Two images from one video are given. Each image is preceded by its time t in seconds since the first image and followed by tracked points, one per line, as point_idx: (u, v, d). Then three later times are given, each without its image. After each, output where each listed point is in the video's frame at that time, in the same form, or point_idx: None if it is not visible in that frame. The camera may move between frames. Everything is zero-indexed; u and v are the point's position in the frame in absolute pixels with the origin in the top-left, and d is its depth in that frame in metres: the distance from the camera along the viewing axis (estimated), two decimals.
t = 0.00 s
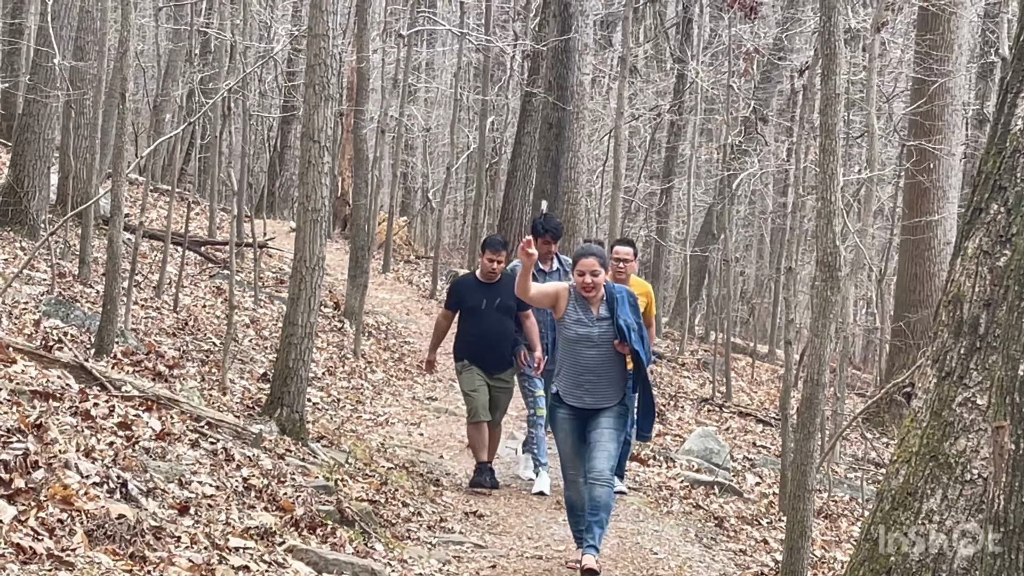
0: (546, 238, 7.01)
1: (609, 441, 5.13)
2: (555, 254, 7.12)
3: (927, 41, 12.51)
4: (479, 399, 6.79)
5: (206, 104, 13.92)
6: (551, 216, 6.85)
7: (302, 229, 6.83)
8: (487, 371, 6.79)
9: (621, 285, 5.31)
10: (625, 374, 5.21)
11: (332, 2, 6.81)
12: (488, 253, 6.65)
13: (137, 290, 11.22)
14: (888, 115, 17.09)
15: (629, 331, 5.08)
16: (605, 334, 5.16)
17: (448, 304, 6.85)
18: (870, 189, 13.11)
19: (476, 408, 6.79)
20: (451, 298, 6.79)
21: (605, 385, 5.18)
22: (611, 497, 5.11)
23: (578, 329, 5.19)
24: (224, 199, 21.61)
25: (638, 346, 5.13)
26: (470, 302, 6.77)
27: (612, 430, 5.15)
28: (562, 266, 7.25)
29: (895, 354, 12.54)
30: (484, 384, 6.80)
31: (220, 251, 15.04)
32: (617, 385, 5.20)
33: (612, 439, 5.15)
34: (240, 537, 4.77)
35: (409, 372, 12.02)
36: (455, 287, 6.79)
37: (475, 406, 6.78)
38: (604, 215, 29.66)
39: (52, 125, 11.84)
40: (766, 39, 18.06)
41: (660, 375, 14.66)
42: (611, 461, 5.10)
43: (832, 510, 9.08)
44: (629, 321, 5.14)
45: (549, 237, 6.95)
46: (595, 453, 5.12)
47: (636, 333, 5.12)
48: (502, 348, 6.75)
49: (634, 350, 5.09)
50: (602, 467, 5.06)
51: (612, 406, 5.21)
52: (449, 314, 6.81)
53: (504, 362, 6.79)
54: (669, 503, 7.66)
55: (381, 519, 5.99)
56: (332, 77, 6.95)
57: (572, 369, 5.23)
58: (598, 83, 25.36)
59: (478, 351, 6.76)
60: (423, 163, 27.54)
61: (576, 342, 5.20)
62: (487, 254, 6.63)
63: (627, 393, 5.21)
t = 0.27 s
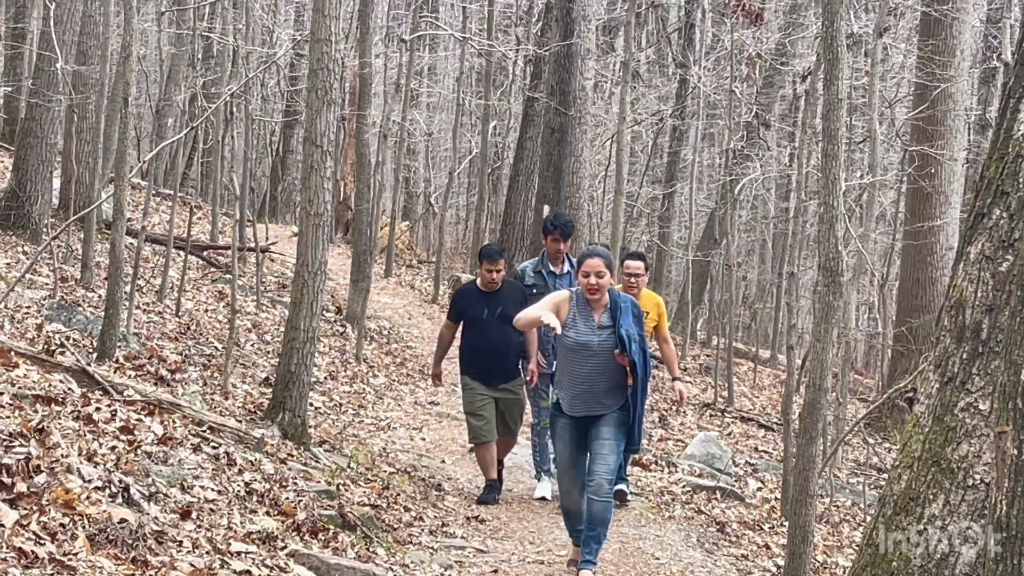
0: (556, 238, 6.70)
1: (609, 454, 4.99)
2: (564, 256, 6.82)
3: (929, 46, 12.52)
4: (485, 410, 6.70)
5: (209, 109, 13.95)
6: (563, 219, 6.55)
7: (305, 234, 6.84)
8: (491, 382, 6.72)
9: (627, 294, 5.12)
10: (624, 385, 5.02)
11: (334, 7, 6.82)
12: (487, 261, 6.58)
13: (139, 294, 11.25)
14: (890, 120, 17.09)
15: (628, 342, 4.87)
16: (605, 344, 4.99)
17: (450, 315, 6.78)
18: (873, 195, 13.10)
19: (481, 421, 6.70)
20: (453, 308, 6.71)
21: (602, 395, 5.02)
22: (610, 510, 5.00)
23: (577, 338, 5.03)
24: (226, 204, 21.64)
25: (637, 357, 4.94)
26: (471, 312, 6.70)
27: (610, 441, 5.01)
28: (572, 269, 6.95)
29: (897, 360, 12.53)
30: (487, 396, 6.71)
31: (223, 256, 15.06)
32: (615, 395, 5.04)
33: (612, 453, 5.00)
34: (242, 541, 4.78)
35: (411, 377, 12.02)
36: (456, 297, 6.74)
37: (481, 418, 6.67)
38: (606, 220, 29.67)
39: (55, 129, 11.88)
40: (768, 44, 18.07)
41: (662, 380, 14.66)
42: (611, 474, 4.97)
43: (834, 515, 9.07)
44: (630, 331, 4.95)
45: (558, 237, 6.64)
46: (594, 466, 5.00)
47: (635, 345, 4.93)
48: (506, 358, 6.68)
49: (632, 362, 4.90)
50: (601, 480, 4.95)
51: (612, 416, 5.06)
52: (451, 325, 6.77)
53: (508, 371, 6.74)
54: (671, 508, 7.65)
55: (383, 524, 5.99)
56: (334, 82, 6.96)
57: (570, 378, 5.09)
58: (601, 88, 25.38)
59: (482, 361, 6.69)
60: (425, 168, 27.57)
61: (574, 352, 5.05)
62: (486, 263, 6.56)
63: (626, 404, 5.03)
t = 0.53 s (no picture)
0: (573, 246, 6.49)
1: (612, 460, 4.91)
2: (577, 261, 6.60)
3: (932, 50, 12.52)
4: (485, 413, 6.55)
5: (213, 113, 13.97)
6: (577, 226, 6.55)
7: (308, 238, 6.85)
8: (488, 382, 6.50)
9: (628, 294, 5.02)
10: (624, 386, 4.92)
11: (337, 11, 6.83)
12: (489, 259, 6.38)
13: (143, 298, 11.26)
14: (894, 124, 17.08)
15: (630, 341, 4.77)
16: (605, 344, 4.87)
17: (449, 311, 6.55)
18: (876, 198, 13.09)
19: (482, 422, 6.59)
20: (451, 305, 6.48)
21: (603, 396, 4.89)
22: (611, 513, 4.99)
23: (577, 336, 4.90)
24: (229, 208, 21.66)
25: (638, 358, 4.81)
26: (471, 310, 6.49)
27: (612, 443, 4.92)
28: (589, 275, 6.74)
29: (901, 364, 12.52)
30: (484, 396, 6.52)
31: (225, 260, 15.07)
32: (616, 396, 4.91)
33: (615, 457, 4.92)
34: (245, 545, 4.78)
35: (414, 380, 12.03)
36: (457, 293, 6.54)
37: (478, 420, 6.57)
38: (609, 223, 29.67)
39: (59, 133, 11.90)
40: (771, 48, 18.06)
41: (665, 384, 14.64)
42: (612, 483, 4.92)
43: (837, 519, 9.06)
44: (631, 331, 4.84)
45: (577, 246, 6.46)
46: (597, 472, 4.93)
47: (637, 346, 4.81)
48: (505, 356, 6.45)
49: (632, 361, 4.77)
50: (604, 486, 4.91)
51: (613, 418, 4.92)
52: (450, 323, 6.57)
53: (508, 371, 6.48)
54: (674, 512, 7.64)
55: (386, 527, 6.00)
56: (337, 86, 6.97)
57: (569, 377, 4.93)
58: (604, 92, 25.40)
59: (480, 360, 6.47)
60: (428, 172, 27.59)
61: (573, 351, 4.91)
62: (488, 260, 6.37)
63: (628, 406, 4.91)
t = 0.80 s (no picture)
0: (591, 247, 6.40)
1: (610, 474, 4.65)
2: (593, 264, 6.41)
3: (935, 52, 12.51)
4: (480, 425, 6.54)
5: (216, 116, 13.99)
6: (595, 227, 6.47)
7: (311, 241, 6.86)
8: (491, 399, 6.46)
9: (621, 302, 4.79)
10: (619, 397, 4.66)
11: (341, 14, 6.84)
12: (496, 274, 6.24)
13: (146, 301, 11.28)
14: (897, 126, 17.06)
15: (622, 351, 4.56)
16: (597, 354, 4.64)
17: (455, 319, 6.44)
18: (879, 201, 13.08)
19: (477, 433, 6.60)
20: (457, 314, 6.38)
21: (597, 407, 4.64)
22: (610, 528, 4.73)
23: (568, 346, 4.69)
24: (232, 211, 21.69)
25: (631, 368, 4.58)
26: (476, 325, 6.37)
27: (610, 454, 4.66)
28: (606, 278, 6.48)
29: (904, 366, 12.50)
30: (486, 413, 6.51)
31: (229, 263, 15.10)
32: (612, 406, 4.66)
33: (612, 471, 4.66)
34: (249, 548, 4.79)
35: (417, 383, 12.03)
36: (462, 305, 6.40)
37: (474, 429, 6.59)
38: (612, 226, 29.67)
39: (62, 137, 11.92)
40: (773, 50, 18.05)
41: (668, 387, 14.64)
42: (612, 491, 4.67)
43: (841, 522, 9.05)
44: (624, 340, 4.61)
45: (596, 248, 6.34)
46: (593, 486, 4.69)
47: (630, 355, 4.58)
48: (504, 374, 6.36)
49: (625, 372, 4.55)
50: (602, 500, 4.66)
51: (610, 428, 4.67)
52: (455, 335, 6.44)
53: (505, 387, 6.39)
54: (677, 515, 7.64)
55: (389, 531, 6.00)
56: (341, 89, 6.98)
57: (563, 387, 4.70)
58: (606, 94, 25.42)
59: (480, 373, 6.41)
60: (431, 175, 27.61)
61: (565, 361, 4.70)
62: (495, 276, 6.23)
63: (624, 417, 4.67)
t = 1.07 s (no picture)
0: (604, 255, 6.01)
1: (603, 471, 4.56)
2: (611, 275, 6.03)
3: (939, 54, 12.51)
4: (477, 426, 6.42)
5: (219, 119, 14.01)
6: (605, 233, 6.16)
7: (314, 243, 6.87)
8: (488, 396, 6.38)
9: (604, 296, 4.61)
10: (606, 397, 4.51)
11: (343, 17, 6.85)
12: (499, 269, 6.27)
13: (149, 304, 11.29)
14: (900, 128, 17.05)
15: (606, 349, 4.39)
16: (582, 353, 4.48)
17: (455, 319, 6.42)
18: (882, 203, 13.06)
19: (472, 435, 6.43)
20: (458, 314, 6.37)
21: (584, 407, 4.51)
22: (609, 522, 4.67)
23: (553, 346, 4.52)
24: (235, 213, 21.71)
25: (616, 366, 4.43)
26: (478, 321, 6.37)
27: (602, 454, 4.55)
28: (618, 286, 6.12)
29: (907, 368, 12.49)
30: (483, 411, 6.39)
31: (232, 265, 15.12)
32: (600, 406, 4.52)
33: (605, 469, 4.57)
34: (252, 551, 4.79)
35: (420, 385, 12.03)
36: (463, 302, 6.40)
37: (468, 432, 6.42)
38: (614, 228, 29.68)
39: (65, 140, 11.93)
40: (777, 52, 18.04)
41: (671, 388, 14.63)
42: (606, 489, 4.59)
43: (845, 524, 9.03)
44: (608, 338, 4.45)
45: (606, 255, 5.97)
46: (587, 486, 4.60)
47: (613, 353, 4.43)
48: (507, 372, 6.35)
49: (609, 371, 4.40)
50: (598, 497, 4.59)
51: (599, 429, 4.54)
52: (455, 332, 6.43)
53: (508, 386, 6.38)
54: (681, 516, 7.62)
55: (393, 533, 5.99)
56: (344, 91, 6.99)
57: (550, 389, 4.56)
58: (609, 96, 25.42)
59: (481, 372, 6.37)
60: (434, 177, 27.62)
61: (551, 362, 4.53)
62: (499, 270, 6.25)
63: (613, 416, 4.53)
